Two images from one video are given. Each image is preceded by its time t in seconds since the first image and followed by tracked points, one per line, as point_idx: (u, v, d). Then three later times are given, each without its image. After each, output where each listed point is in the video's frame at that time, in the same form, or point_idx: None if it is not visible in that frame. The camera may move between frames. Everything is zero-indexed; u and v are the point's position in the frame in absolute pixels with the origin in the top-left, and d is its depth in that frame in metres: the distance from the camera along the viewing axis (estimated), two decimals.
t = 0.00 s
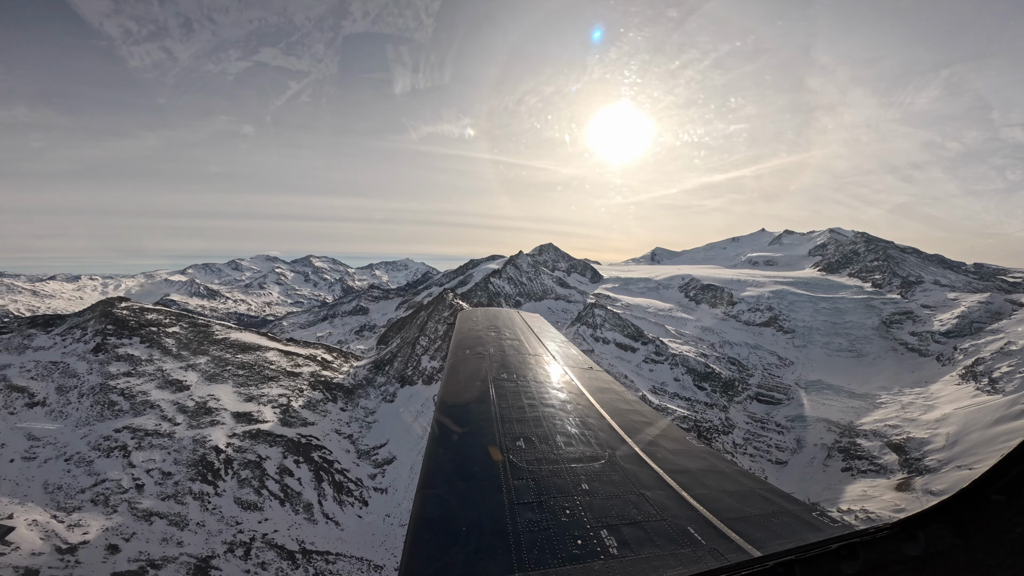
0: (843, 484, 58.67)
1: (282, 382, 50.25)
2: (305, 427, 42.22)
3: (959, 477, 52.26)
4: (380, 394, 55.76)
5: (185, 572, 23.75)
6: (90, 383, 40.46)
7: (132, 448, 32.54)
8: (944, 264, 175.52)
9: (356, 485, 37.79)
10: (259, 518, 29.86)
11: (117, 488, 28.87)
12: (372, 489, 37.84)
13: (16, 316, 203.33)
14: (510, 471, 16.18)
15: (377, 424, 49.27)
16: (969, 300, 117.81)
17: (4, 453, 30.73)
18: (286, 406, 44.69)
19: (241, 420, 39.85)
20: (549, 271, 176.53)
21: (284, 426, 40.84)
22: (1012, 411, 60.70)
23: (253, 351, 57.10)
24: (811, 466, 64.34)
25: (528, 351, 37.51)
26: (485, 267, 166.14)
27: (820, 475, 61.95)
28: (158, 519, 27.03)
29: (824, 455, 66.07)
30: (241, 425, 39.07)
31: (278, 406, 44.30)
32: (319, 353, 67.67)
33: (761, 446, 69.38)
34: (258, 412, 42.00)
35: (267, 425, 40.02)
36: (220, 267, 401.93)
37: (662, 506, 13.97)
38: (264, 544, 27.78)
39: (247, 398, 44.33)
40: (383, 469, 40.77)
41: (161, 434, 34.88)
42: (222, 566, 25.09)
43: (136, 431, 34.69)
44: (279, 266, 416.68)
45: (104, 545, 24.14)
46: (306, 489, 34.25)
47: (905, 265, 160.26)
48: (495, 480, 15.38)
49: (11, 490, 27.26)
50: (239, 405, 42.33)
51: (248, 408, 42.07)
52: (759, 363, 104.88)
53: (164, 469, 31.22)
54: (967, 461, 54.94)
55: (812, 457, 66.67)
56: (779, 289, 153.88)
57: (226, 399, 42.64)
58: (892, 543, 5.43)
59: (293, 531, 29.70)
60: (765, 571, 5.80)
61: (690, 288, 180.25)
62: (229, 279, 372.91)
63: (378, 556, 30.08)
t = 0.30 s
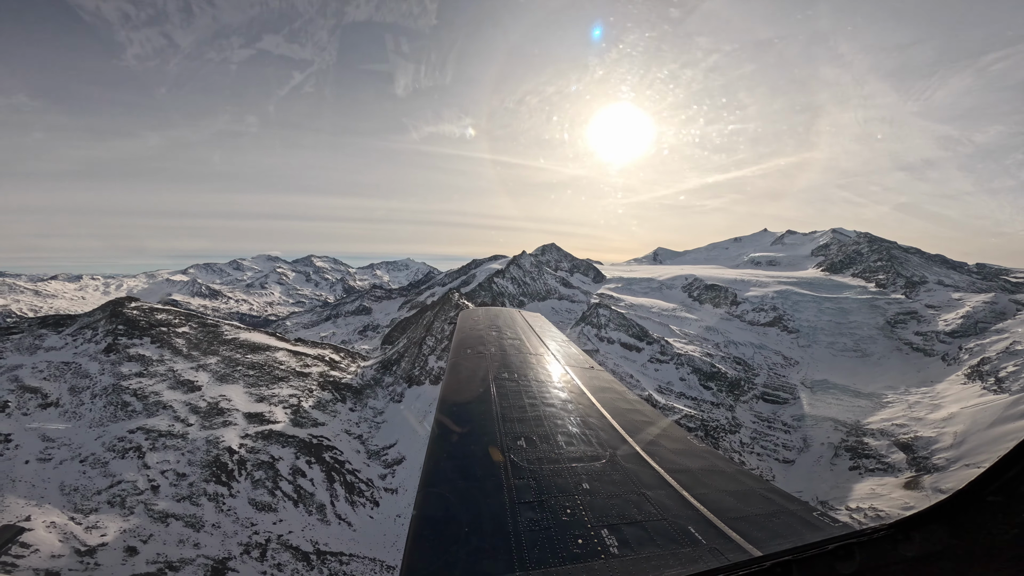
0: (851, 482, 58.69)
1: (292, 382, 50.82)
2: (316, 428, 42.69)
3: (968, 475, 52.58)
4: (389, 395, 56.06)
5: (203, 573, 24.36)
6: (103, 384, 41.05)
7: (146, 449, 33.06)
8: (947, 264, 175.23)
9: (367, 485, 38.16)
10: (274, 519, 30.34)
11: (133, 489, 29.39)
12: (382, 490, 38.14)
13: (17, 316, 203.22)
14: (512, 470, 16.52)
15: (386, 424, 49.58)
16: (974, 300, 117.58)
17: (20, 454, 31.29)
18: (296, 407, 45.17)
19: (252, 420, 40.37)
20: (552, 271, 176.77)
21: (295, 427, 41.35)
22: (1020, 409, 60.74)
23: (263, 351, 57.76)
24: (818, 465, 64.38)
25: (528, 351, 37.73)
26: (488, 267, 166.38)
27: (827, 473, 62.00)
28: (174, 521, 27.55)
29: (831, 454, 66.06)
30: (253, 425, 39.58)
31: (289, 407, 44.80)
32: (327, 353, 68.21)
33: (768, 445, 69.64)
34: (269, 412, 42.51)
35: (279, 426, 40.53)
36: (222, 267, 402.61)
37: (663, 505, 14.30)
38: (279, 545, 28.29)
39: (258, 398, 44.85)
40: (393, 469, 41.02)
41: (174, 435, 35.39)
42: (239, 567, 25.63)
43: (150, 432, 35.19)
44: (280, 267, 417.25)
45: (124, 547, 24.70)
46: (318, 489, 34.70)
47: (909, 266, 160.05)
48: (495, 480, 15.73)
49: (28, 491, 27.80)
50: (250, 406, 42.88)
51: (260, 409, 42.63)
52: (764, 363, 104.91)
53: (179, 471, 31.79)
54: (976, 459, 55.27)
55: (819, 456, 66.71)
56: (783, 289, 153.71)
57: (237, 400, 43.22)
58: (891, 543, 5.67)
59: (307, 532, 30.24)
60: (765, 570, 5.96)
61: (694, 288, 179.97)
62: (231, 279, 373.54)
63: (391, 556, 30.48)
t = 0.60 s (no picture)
0: (858, 480, 58.68)
1: (302, 382, 50.96)
2: (326, 428, 42.81)
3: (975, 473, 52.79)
4: (397, 395, 56.08)
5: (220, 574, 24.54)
6: (115, 384, 41.12)
7: (160, 450, 33.17)
8: (951, 264, 174.91)
9: (378, 485, 38.24)
10: (288, 520, 30.49)
11: (149, 490, 29.57)
12: (393, 490, 38.19)
13: (20, 315, 202.26)
14: (514, 470, 16.60)
15: (395, 423, 49.62)
16: (979, 300, 117.38)
17: (35, 456, 31.47)
18: (306, 407, 45.28)
19: (264, 421, 40.52)
20: (555, 271, 176.65)
21: (306, 427, 41.48)
22: None
23: (272, 350, 57.94)
24: (824, 463, 64.38)
25: (529, 351, 37.79)
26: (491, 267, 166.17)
27: (834, 472, 62.01)
28: (190, 522, 27.75)
29: (838, 453, 66.01)
30: (265, 426, 39.73)
31: (299, 407, 44.94)
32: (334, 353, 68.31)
33: (775, 444, 69.89)
34: (280, 412, 42.63)
35: (290, 426, 40.69)
36: (223, 267, 402.07)
37: (664, 505, 14.37)
38: (294, 546, 28.44)
39: (269, 399, 44.96)
40: (403, 469, 41.03)
41: (187, 435, 35.51)
42: (256, 569, 25.83)
43: (164, 432, 35.32)
44: (282, 266, 416.79)
45: (142, 549, 24.89)
46: (330, 490, 34.84)
47: (913, 266, 159.67)
48: (498, 479, 15.81)
49: (44, 493, 27.92)
50: (262, 406, 43.00)
51: (271, 409, 42.78)
52: (769, 362, 104.99)
53: (193, 471, 31.95)
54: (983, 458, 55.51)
55: (826, 454, 66.69)
56: (787, 289, 153.56)
57: (248, 400, 43.34)
58: (887, 542, 5.33)
59: (320, 532, 30.38)
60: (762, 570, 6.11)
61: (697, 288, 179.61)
62: (233, 279, 372.99)
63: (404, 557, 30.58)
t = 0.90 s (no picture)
0: (866, 478, 58.60)
1: (311, 382, 50.14)
2: (336, 429, 42.13)
3: (984, 471, 52.90)
4: (405, 394, 55.43)
5: None
6: (127, 385, 40.18)
7: (174, 451, 32.49)
8: (955, 263, 174.84)
9: (389, 485, 37.65)
10: (302, 520, 29.97)
11: (164, 491, 28.95)
12: (403, 490, 37.58)
13: (21, 316, 200.18)
14: (514, 472, 16.21)
15: (403, 422, 49.01)
16: (983, 300, 117.31)
17: (50, 457, 30.69)
18: (316, 407, 44.55)
19: (276, 421, 39.84)
20: (558, 271, 176.03)
21: (317, 428, 40.81)
22: None
23: (281, 351, 57.11)
24: (831, 462, 64.23)
25: (529, 353, 37.44)
26: (493, 267, 165.29)
27: (841, 470, 61.87)
28: (206, 523, 27.18)
29: (844, 451, 65.84)
30: (277, 426, 39.08)
31: (309, 407, 44.18)
32: (343, 353, 67.29)
33: (781, 443, 69.93)
34: (291, 413, 41.92)
35: (302, 426, 40.12)
36: (224, 267, 399.64)
37: (666, 508, 13.96)
38: (309, 546, 27.94)
39: (279, 399, 44.19)
40: (413, 468, 40.43)
41: (201, 436, 34.80)
42: (272, 570, 25.35)
43: (177, 433, 34.60)
44: (282, 266, 414.59)
45: (159, 550, 24.30)
46: (342, 490, 34.29)
47: (917, 266, 159.63)
48: (498, 482, 15.42)
49: (61, 495, 27.19)
50: (273, 407, 42.23)
51: (282, 409, 42.06)
52: (774, 361, 104.85)
53: (207, 472, 31.31)
54: (991, 456, 55.60)
55: (833, 453, 66.45)
56: (791, 289, 153.35)
57: (259, 400, 42.62)
58: (893, 547, 5.25)
59: (334, 533, 29.89)
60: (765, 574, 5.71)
61: (700, 288, 178.84)
62: (234, 279, 370.55)
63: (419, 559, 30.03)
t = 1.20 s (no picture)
0: (874, 477, 58.60)
1: (321, 382, 49.21)
2: (347, 429, 41.39)
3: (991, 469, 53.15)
4: (412, 394, 54.59)
5: None
6: (140, 385, 39.47)
7: (189, 451, 32.07)
8: (958, 263, 174.91)
9: (398, 485, 37.16)
10: (315, 521, 29.68)
11: (179, 492, 28.61)
12: (413, 490, 37.12)
13: (24, 315, 199.03)
14: (514, 476, 16.06)
15: (410, 423, 48.22)
16: (987, 300, 117.41)
17: (65, 458, 30.27)
18: (326, 407, 43.71)
19: (288, 421, 39.25)
20: (562, 270, 175.64)
21: (328, 428, 40.13)
22: None
23: (291, 350, 55.90)
24: (838, 460, 64.26)
25: (530, 356, 37.37)
26: (497, 267, 164.61)
27: (848, 468, 61.95)
28: (221, 524, 26.95)
29: (851, 450, 65.84)
30: (289, 426, 38.46)
31: (320, 408, 43.34)
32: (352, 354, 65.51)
33: (787, 442, 70.15)
34: (303, 413, 41.21)
35: (314, 427, 39.43)
36: (225, 266, 398.30)
37: (666, 511, 13.82)
38: (323, 547, 27.70)
39: (290, 399, 43.34)
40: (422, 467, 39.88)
41: (214, 436, 34.31)
42: (288, 571, 25.14)
43: (191, 433, 34.10)
44: (283, 266, 413.31)
45: (177, 552, 24.12)
46: (354, 490, 33.89)
47: (920, 266, 159.72)
48: (498, 485, 15.30)
49: (78, 496, 26.84)
50: (285, 407, 41.50)
51: (293, 410, 41.23)
52: (779, 361, 104.92)
53: (221, 473, 30.92)
54: (999, 455, 55.85)
55: (839, 452, 66.45)
56: (795, 289, 153.18)
57: (271, 400, 41.79)
58: (895, 551, 5.03)
59: (347, 533, 29.61)
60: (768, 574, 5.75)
61: (704, 288, 178.31)
62: (235, 278, 369.20)
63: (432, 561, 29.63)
